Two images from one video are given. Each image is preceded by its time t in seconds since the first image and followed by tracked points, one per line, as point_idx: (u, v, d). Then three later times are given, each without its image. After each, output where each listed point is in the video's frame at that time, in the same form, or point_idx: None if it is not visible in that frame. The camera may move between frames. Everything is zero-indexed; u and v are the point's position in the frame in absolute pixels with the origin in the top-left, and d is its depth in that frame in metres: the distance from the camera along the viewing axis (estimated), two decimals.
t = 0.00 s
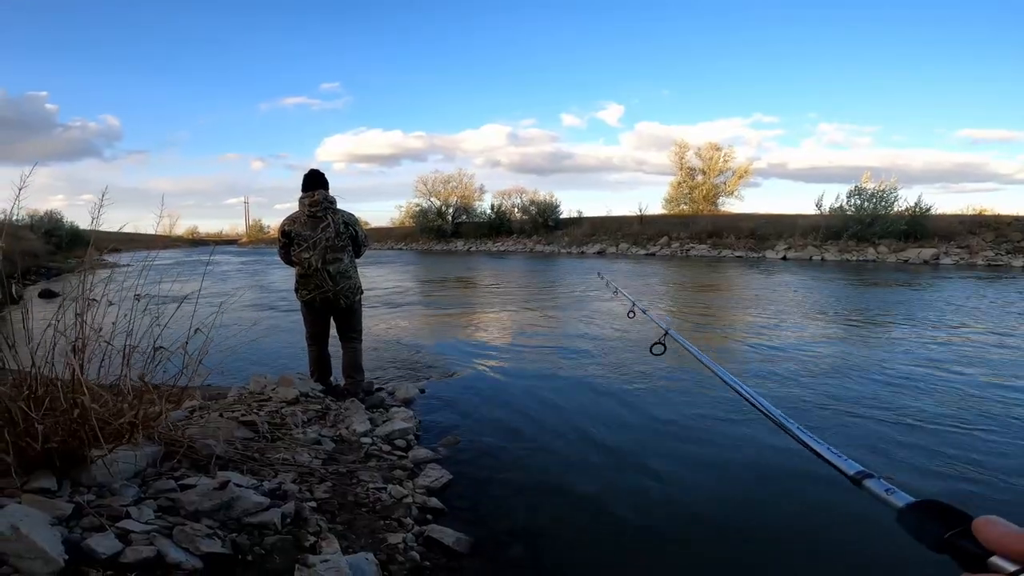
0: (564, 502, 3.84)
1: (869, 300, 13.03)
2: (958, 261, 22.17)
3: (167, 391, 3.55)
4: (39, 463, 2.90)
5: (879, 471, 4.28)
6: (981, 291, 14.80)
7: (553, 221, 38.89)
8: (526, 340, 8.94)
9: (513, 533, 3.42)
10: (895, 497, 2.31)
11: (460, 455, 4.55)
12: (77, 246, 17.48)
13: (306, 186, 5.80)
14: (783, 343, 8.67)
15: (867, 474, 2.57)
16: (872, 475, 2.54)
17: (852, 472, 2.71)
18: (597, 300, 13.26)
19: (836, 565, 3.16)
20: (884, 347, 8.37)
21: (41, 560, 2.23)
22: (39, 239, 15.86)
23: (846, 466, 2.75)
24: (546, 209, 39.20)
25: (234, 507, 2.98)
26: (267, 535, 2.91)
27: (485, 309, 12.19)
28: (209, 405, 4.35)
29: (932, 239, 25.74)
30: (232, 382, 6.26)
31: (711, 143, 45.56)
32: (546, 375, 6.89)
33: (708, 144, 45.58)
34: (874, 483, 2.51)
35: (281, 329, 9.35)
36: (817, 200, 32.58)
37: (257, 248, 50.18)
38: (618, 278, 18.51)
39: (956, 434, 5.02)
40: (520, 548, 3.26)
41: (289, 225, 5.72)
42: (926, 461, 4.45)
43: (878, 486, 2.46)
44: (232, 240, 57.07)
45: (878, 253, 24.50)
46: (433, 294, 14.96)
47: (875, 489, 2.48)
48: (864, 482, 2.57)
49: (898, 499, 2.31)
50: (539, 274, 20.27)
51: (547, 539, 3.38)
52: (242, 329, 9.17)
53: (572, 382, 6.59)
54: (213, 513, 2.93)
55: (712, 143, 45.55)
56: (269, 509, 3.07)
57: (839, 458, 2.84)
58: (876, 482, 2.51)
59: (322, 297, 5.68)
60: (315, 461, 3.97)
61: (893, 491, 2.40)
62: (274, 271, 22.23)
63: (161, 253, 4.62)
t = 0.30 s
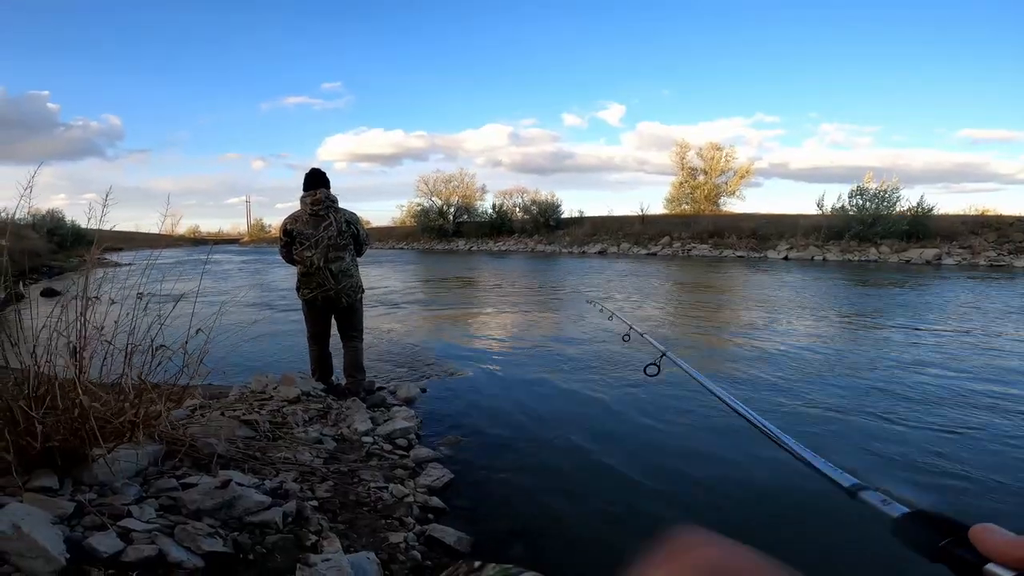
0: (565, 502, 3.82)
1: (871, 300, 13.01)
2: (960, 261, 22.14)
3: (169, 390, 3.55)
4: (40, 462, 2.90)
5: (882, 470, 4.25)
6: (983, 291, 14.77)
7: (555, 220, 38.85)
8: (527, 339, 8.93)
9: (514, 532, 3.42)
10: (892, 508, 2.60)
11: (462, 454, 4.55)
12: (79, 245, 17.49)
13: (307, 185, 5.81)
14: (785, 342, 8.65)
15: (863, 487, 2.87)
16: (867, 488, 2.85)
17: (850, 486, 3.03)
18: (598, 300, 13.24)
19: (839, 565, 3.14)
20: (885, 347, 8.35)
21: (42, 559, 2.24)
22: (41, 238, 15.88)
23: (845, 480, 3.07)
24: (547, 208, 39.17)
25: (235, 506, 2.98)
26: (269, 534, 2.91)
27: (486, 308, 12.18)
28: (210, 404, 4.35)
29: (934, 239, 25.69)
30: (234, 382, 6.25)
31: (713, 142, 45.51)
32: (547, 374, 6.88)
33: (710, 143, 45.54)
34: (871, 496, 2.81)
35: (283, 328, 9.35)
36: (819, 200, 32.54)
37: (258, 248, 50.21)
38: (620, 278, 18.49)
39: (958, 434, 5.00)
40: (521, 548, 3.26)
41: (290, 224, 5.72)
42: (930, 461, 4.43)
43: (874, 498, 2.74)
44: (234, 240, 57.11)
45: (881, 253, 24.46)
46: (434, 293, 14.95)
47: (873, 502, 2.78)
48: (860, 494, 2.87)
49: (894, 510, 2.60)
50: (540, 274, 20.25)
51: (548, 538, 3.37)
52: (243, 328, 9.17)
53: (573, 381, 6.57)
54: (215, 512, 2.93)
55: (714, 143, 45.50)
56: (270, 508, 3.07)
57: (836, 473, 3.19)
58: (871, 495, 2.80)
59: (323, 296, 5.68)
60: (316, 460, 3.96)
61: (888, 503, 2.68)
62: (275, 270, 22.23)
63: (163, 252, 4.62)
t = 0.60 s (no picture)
0: (567, 502, 3.82)
1: (872, 301, 13.00)
2: (961, 261, 22.10)
3: (170, 390, 3.55)
4: (42, 462, 2.89)
5: (884, 471, 4.24)
6: (984, 292, 14.75)
7: (555, 220, 38.85)
8: (528, 339, 8.92)
9: (514, 532, 3.41)
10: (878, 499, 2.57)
11: (463, 454, 4.55)
12: (80, 245, 17.49)
13: (308, 185, 5.80)
14: (786, 343, 8.64)
15: (850, 478, 2.81)
16: (856, 480, 2.79)
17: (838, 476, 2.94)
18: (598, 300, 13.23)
19: (842, 566, 3.13)
20: (887, 348, 8.35)
21: (43, 559, 2.24)
22: (42, 238, 15.88)
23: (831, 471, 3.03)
24: (548, 208, 39.13)
25: (236, 507, 2.97)
26: (270, 534, 2.90)
27: (487, 308, 12.19)
28: (212, 405, 4.34)
29: (935, 239, 25.66)
30: (235, 382, 6.26)
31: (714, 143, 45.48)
32: (548, 374, 6.88)
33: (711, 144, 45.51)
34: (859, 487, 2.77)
35: (284, 328, 9.35)
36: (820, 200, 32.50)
37: (259, 247, 50.32)
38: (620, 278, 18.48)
39: (960, 436, 4.99)
40: (522, 548, 3.25)
41: (292, 224, 5.70)
42: (932, 463, 4.42)
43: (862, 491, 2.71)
44: (234, 240, 57.12)
45: (882, 253, 24.43)
46: (435, 293, 14.95)
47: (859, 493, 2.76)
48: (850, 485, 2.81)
49: (882, 502, 2.55)
50: (540, 274, 20.25)
51: (548, 539, 3.37)
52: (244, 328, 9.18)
53: (574, 382, 6.57)
54: (216, 513, 2.92)
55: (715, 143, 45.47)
56: (271, 509, 3.07)
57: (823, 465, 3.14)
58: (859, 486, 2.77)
59: (326, 295, 5.67)
60: (318, 460, 3.96)
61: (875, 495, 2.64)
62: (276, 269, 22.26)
63: (165, 253, 4.62)
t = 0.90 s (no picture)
0: (569, 502, 3.81)
1: (873, 301, 12.99)
2: (963, 262, 22.09)
3: (174, 390, 3.55)
4: (44, 462, 2.89)
5: (887, 472, 4.23)
6: (986, 292, 14.73)
7: (556, 220, 38.84)
8: (529, 339, 8.92)
9: (516, 532, 3.40)
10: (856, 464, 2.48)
11: (464, 455, 4.54)
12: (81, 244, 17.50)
13: (311, 184, 5.79)
14: (787, 343, 8.64)
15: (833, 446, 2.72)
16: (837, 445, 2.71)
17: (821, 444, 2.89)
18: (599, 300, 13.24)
19: (846, 566, 3.11)
20: (889, 349, 8.32)
21: (45, 560, 2.25)
22: (44, 237, 15.90)
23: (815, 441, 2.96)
24: (549, 208, 39.15)
25: (238, 507, 2.97)
26: (273, 535, 2.90)
27: (487, 308, 12.19)
28: (214, 404, 4.34)
29: (937, 240, 25.64)
30: (237, 381, 6.26)
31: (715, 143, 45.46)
32: (549, 374, 6.88)
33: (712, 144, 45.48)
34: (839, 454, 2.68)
35: (285, 328, 9.35)
36: (821, 201, 32.49)
37: (260, 246, 50.38)
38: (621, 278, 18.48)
39: (964, 436, 4.97)
40: (524, 548, 3.25)
41: (295, 223, 5.70)
42: (936, 464, 4.40)
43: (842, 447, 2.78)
44: (236, 239, 57.21)
45: (883, 253, 24.41)
46: (436, 293, 14.95)
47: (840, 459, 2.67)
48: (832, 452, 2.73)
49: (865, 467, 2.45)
50: (541, 274, 20.25)
51: (550, 540, 3.35)
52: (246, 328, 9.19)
53: (576, 382, 6.55)
54: (218, 513, 2.92)
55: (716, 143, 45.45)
56: (274, 509, 3.06)
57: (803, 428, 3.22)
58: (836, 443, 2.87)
59: (329, 295, 5.66)
60: (319, 461, 3.96)
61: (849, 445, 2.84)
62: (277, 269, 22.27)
63: (168, 252, 4.62)
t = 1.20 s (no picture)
0: (568, 502, 3.80)
1: (874, 301, 12.99)
2: (964, 262, 22.09)
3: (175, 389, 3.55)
4: (46, 461, 2.89)
5: (888, 473, 4.22)
6: (987, 292, 14.72)
7: (557, 220, 38.86)
8: (530, 339, 8.92)
9: (516, 533, 3.40)
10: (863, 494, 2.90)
11: (465, 454, 4.54)
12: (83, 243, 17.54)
13: (313, 184, 5.79)
14: (788, 343, 8.63)
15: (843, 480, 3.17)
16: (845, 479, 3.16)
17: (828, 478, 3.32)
18: (600, 300, 13.25)
19: (847, 567, 3.10)
20: (890, 349, 8.31)
21: (46, 559, 2.25)
22: (47, 236, 15.93)
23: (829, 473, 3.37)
24: (550, 208, 39.17)
25: (239, 506, 2.97)
26: (273, 534, 2.90)
27: (488, 307, 12.20)
28: (215, 403, 4.35)
29: (938, 240, 25.62)
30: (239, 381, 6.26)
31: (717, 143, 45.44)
32: (550, 374, 6.88)
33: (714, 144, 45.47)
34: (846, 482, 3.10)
35: (286, 327, 9.35)
36: (822, 201, 32.49)
37: (262, 246, 50.41)
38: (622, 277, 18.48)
39: (966, 438, 4.95)
40: (524, 548, 3.24)
41: (298, 223, 5.70)
42: (936, 466, 4.38)
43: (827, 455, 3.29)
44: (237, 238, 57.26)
45: (884, 254, 24.40)
46: (437, 292, 14.94)
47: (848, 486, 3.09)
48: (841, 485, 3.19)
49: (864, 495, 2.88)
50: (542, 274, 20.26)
51: (551, 540, 3.35)
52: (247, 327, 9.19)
53: (577, 382, 6.54)
54: (219, 512, 2.92)
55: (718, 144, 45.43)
56: (274, 508, 3.07)
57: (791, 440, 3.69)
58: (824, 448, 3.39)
59: (330, 294, 5.66)
60: (320, 460, 3.96)
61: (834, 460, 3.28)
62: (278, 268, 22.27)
63: (170, 252, 4.63)
